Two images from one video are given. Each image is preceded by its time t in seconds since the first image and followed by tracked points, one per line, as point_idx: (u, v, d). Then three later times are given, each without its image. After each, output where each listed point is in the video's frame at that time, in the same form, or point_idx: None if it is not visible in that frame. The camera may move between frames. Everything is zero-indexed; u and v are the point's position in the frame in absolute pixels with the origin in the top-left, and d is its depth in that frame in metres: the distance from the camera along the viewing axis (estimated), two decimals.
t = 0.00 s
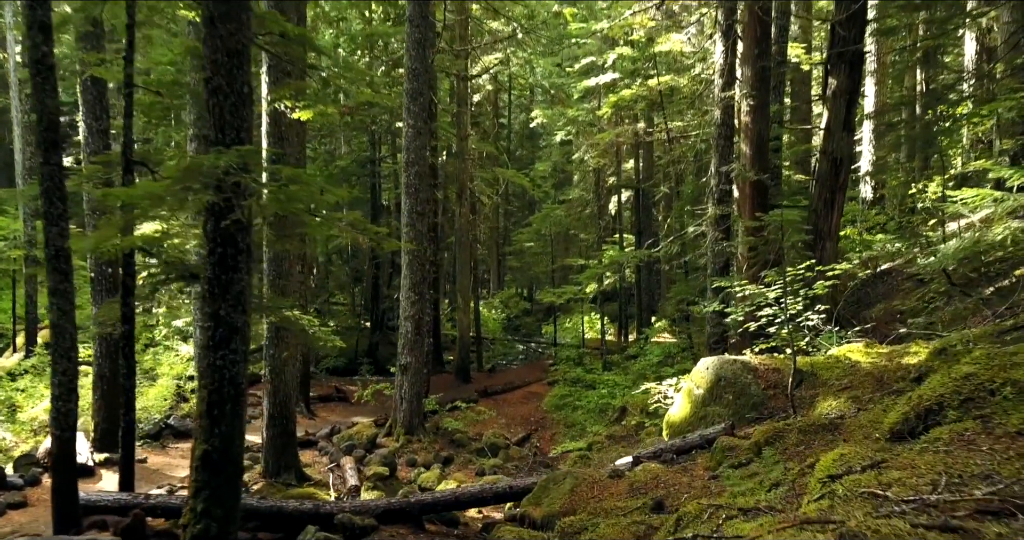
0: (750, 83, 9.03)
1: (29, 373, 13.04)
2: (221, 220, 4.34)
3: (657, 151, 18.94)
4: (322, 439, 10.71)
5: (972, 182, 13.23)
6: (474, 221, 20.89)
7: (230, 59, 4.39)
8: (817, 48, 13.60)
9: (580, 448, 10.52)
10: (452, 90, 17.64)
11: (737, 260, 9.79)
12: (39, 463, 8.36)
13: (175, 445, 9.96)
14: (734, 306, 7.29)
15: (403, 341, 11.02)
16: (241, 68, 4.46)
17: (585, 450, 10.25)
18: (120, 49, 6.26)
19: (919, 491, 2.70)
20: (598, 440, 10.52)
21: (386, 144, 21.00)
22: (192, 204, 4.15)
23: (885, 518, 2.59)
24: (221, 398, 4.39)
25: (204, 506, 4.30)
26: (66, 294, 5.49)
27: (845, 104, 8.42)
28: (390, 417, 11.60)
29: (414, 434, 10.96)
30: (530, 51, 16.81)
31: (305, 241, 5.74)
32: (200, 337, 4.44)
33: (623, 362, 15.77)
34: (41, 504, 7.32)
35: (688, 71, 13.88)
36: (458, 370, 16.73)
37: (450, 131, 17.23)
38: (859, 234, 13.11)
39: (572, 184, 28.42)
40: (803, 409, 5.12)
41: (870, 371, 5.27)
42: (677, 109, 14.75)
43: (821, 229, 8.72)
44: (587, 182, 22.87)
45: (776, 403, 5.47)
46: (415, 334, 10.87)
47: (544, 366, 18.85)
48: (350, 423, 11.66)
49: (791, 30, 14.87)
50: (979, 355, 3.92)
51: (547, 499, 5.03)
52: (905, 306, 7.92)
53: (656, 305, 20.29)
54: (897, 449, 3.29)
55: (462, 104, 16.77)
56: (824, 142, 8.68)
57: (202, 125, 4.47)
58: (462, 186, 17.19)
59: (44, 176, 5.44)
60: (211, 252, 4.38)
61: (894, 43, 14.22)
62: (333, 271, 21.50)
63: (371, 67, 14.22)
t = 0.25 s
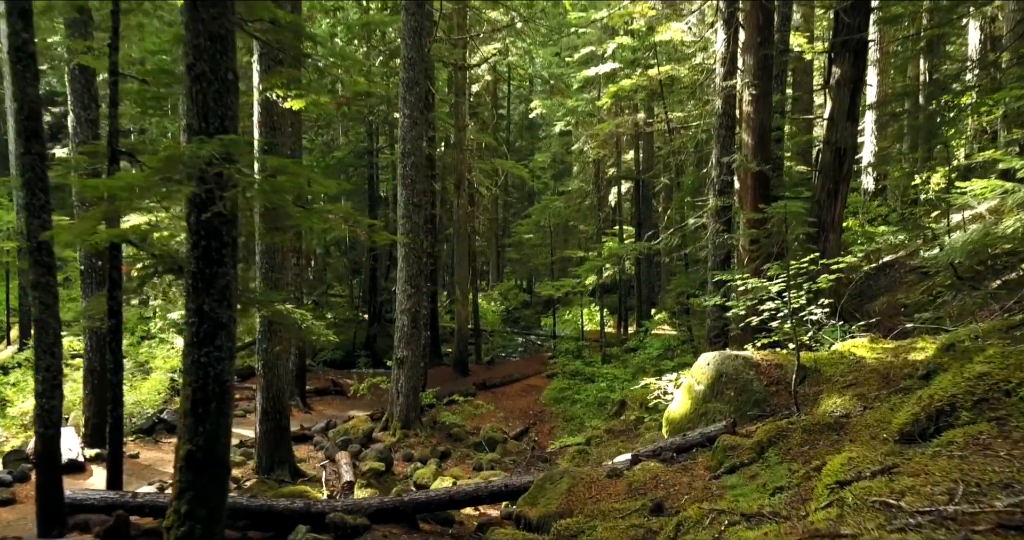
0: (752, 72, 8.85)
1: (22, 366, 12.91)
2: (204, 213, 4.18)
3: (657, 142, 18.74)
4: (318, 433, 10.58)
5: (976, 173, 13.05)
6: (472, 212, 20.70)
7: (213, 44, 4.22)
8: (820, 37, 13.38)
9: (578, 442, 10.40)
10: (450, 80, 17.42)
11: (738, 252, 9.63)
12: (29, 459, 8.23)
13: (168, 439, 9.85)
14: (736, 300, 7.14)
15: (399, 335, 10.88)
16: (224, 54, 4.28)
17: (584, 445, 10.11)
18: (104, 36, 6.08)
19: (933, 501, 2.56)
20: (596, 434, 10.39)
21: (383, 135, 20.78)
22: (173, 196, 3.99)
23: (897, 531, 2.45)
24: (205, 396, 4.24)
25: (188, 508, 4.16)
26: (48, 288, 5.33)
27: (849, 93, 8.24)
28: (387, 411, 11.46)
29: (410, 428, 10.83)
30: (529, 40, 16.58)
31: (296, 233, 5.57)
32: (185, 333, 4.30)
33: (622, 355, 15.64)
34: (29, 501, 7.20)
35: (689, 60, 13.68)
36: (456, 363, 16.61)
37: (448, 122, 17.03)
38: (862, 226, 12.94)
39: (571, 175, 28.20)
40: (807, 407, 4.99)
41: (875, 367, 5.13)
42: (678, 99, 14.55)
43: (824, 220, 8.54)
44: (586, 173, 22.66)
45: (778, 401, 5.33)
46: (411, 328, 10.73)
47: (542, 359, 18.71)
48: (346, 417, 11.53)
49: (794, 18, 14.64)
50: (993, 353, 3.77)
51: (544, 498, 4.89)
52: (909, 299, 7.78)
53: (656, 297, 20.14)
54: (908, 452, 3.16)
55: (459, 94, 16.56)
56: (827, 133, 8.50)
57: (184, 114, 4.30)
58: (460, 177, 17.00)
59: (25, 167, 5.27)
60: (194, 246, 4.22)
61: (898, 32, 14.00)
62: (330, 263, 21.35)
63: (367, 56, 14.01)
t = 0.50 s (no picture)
0: (754, 61, 8.68)
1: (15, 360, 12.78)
2: (187, 205, 4.02)
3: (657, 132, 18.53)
4: (313, 428, 10.45)
5: (980, 164, 12.88)
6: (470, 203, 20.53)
7: (195, 30, 4.05)
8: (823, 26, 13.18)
9: (577, 437, 10.29)
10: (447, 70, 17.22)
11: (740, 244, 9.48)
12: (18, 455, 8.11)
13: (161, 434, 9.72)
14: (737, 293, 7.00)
15: (395, 328, 10.73)
16: (207, 40, 4.11)
17: (582, 439, 9.99)
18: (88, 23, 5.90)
19: (950, 513, 2.43)
20: (595, 429, 10.27)
21: (381, 126, 20.58)
22: (154, 188, 3.84)
23: None
24: (189, 395, 4.09)
25: (171, 510, 4.02)
26: (30, 282, 5.18)
27: (854, 82, 8.06)
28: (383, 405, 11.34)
29: (407, 423, 10.71)
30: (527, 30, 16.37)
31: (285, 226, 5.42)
32: (168, 330, 4.16)
33: (622, 347, 15.51)
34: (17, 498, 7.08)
35: (689, 49, 13.48)
36: (454, 356, 16.48)
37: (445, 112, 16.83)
38: (864, 218, 12.78)
39: (570, 166, 27.99)
40: (811, 404, 4.85)
41: (881, 363, 4.99)
42: (679, 90, 14.35)
43: (827, 212, 8.38)
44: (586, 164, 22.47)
45: (781, 398, 5.20)
46: (407, 321, 10.59)
47: (541, 352, 18.59)
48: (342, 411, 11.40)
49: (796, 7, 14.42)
50: (1007, 352, 3.63)
51: (540, 498, 4.76)
52: (913, 293, 7.64)
53: (656, 290, 19.99)
54: (921, 457, 3.02)
55: (457, 84, 16.36)
56: (831, 122, 8.34)
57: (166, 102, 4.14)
58: (458, 168, 16.81)
59: (5, 158, 5.11)
60: (177, 239, 4.07)
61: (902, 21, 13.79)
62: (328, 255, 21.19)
63: (363, 46, 13.82)
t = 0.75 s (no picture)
0: (756, 50, 8.50)
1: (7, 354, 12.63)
2: (169, 198, 3.87)
3: (658, 123, 18.33)
4: (309, 422, 10.33)
5: (985, 155, 12.70)
6: (469, 195, 20.35)
7: (176, 15, 3.89)
8: (826, 15, 12.98)
9: (576, 431, 10.17)
10: (445, 60, 17.00)
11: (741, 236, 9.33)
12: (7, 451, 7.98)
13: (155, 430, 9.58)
14: (739, 288, 6.85)
15: (392, 322, 10.60)
16: (190, 26, 3.95)
17: (581, 434, 9.87)
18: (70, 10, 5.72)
19: (968, 525, 2.30)
20: (594, 423, 10.15)
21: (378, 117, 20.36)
22: (134, 179, 3.68)
23: None
24: (172, 394, 3.95)
25: (154, 513, 3.88)
26: (11, 277, 5.03)
27: (858, 71, 7.92)
28: (380, 399, 11.21)
29: (404, 417, 10.58)
30: (526, 19, 16.14)
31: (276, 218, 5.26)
32: (150, 327, 4.01)
33: (622, 340, 15.38)
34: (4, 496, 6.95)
35: (690, 38, 13.28)
36: (452, 349, 16.35)
37: (443, 103, 16.63)
38: (867, 210, 12.62)
39: (570, 157, 27.76)
40: (815, 402, 4.73)
41: (887, 360, 4.86)
42: (679, 80, 14.15)
43: (831, 204, 8.22)
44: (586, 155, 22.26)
45: (785, 395, 5.07)
46: (404, 314, 10.46)
47: (540, 344, 18.46)
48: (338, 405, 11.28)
49: None
50: None
51: (536, 499, 4.63)
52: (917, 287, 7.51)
53: (656, 282, 19.83)
54: (935, 463, 2.89)
55: (455, 74, 16.15)
56: (834, 113, 8.18)
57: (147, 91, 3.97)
58: (456, 160, 16.63)
59: None
60: (158, 232, 3.91)
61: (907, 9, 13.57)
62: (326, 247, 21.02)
63: (359, 35, 13.61)
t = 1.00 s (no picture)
0: (759, 38, 8.32)
1: None
2: (150, 191, 3.71)
3: (659, 114, 18.12)
4: (304, 417, 10.20)
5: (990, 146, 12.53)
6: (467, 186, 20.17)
7: None
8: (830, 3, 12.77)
9: (574, 426, 10.05)
10: (443, 49, 16.78)
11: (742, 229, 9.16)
12: None
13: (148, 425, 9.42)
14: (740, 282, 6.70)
15: (388, 315, 10.46)
16: (171, 10, 3.78)
17: (579, 429, 9.74)
18: None
19: None
20: (593, 418, 10.02)
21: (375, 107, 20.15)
22: (112, 171, 3.52)
23: None
24: (154, 395, 3.80)
25: (135, 518, 3.74)
26: None
27: (863, 59, 7.76)
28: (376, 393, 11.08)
29: (400, 412, 10.46)
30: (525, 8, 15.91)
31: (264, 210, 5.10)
32: (131, 324, 3.85)
33: (621, 333, 15.24)
34: None
35: (691, 27, 13.07)
36: (450, 342, 16.22)
37: (441, 93, 16.43)
38: (871, 202, 12.46)
39: (569, 149, 27.55)
40: (820, 401, 4.58)
41: (895, 358, 4.72)
42: (680, 69, 13.94)
43: (835, 196, 8.07)
44: (585, 146, 22.05)
45: (788, 393, 4.93)
46: (401, 308, 10.31)
47: (539, 337, 18.33)
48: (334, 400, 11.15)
49: None
50: None
51: (532, 500, 4.49)
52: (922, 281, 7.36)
53: (656, 274, 19.68)
54: (951, 471, 2.76)
55: (453, 64, 15.94)
56: (839, 102, 8.02)
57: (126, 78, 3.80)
58: (454, 151, 16.44)
59: None
60: (139, 226, 3.75)
61: None
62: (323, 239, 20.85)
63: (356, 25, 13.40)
